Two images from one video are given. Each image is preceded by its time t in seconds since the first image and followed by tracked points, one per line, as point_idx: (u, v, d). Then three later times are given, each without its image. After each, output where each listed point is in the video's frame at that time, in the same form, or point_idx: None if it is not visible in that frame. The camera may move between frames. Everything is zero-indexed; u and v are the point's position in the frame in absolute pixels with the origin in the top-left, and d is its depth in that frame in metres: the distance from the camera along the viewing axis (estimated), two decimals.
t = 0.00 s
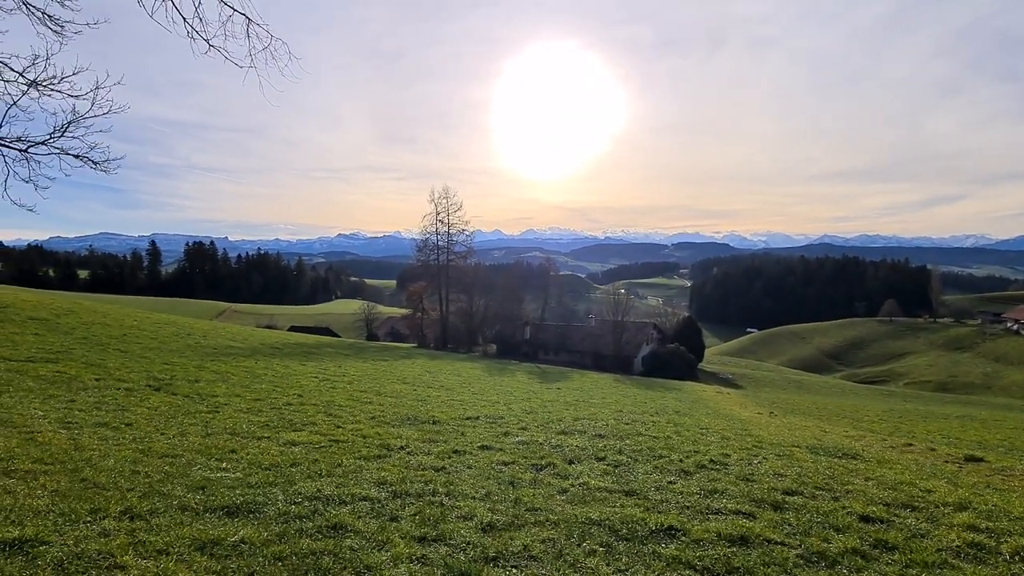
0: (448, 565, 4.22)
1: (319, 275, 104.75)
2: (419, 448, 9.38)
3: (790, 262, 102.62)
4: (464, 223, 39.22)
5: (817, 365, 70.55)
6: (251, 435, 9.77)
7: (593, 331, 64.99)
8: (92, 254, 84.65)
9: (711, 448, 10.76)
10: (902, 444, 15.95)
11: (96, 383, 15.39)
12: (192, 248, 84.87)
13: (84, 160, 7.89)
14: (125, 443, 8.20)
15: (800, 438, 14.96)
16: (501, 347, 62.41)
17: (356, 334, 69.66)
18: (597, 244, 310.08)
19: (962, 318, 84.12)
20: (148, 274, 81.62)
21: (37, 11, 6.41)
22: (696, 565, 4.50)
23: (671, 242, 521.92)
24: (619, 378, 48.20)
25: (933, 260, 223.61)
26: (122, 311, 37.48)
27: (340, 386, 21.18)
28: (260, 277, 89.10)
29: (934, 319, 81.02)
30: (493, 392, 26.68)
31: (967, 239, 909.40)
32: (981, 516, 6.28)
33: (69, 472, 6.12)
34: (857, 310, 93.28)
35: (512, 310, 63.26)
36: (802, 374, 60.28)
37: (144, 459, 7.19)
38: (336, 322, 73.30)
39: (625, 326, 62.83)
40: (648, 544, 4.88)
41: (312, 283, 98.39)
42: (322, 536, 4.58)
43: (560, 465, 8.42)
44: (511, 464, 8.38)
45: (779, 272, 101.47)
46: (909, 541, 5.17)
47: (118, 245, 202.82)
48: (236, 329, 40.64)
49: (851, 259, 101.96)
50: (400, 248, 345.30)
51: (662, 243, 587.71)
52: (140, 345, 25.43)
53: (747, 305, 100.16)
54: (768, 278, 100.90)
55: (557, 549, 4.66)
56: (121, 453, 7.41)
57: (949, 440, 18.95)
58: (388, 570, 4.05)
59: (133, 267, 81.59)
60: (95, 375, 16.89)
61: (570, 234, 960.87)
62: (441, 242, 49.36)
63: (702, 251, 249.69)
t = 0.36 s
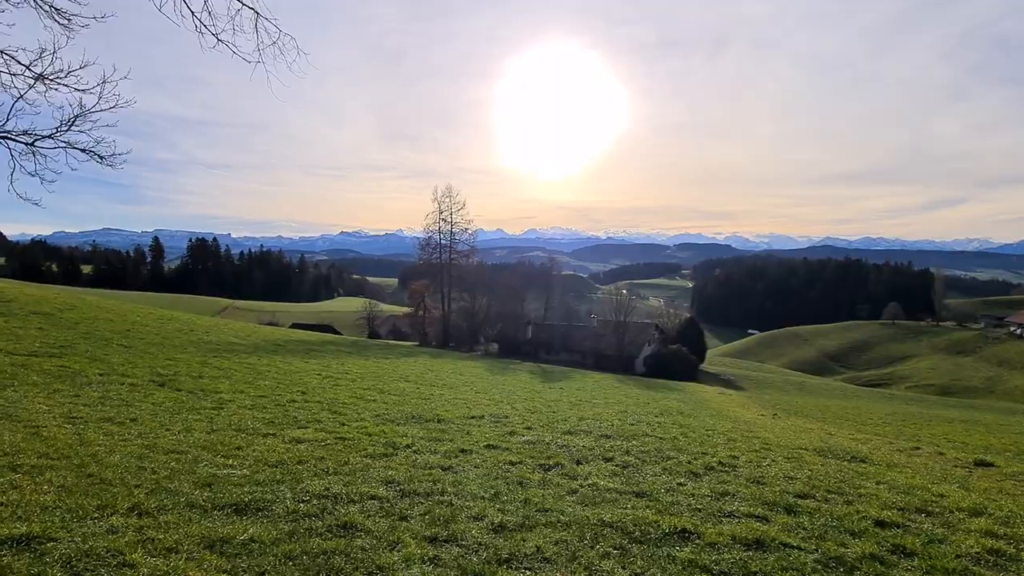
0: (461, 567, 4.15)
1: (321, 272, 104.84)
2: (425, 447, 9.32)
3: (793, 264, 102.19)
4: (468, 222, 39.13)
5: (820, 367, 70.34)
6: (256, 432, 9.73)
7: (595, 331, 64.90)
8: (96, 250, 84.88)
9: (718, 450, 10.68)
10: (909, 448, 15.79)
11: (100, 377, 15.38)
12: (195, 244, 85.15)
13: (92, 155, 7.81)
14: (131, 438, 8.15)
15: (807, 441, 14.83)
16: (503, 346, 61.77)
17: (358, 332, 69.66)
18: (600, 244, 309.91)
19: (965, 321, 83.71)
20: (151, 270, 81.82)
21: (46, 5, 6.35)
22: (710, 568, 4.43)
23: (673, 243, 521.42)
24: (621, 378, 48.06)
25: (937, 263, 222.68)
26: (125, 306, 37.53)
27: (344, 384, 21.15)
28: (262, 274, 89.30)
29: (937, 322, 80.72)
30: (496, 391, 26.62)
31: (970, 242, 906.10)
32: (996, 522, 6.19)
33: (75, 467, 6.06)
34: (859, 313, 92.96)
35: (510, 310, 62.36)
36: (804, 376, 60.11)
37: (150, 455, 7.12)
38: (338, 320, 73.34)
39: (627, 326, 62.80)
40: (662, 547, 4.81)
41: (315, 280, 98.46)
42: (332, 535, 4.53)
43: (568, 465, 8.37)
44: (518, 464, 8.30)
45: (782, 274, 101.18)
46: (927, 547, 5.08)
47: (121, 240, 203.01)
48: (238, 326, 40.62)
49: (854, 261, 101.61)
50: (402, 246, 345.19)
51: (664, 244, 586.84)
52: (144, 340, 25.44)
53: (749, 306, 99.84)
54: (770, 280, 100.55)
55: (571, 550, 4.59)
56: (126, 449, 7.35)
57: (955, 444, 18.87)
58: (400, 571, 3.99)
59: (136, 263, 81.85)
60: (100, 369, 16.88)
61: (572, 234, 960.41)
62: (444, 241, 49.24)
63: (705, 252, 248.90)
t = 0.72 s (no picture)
0: None
1: (327, 270, 105.10)
2: (438, 448, 9.20)
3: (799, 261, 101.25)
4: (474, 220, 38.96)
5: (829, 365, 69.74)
6: (268, 432, 9.65)
7: (601, 329, 64.75)
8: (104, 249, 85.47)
9: (734, 452, 10.51)
10: (924, 449, 15.52)
11: (110, 376, 15.39)
12: (202, 243, 85.68)
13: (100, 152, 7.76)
14: (143, 439, 8.09)
15: (821, 442, 14.63)
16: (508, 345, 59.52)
17: (364, 330, 69.75)
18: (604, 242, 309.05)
19: (975, 319, 82.73)
20: (159, 269, 82.34)
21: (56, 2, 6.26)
22: None
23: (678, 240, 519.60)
24: (627, 377, 47.84)
25: (946, 261, 220.33)
26: (134, 305, 37.70)
27: (352, 383, 21.10)
28: (269, 272, 89.71)
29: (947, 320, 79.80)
30: (504, 390, 26.52)
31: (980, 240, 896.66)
32: None
33: (89, 470, 5.97)
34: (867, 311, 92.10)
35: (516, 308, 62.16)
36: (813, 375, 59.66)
37: (163, 456, 7.04)
38: (344, 318, 73.46)
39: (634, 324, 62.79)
40: (691, 555, 4.66)
41: (321, 279, 98.82)
42: (351, 542, 4.42)
43: (584, 467, 8.21)
44: (534, 466, 8.18)
45: (788, 272, 100.41)
46: (965, 556, 4.91)
47: (130, 239, 204.32)
48: (245, 324, 40.69)
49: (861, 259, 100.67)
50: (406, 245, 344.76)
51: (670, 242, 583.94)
52: (153, 339, 25.51)
53: (756, 305, 99.11)
54: (776, 278, 99.74)
55: (597, 559, 4.45)
56: (139, 450, 7.27)
57: (970, 444, 18.57)
58: None
59: (143, 262, 82.36)
60: (110, 368, 16.90)
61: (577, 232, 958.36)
62: (450, 239, 49.13)
63: (710, 250, 247.53)
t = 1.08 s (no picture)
0: None
1: (353, 268, 106.78)
2: (470, 446, 9.16)
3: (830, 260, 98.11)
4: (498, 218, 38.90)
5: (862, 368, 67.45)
6: (302, 428, 9.79)
7: (626, 328, 64.06)
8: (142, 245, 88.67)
9: (772, 457, 10.18)
10: (969, 457, 14.80)
11: (151, 369, 15.88)
12: (233, 240, 88.23)
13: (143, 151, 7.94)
14: (185, 431, 8.29)
15: (860, 448, 14.09)
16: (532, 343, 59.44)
17: (389, 327, 70.61)
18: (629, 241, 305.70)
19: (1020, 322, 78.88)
20: (193, 265, 85.03)
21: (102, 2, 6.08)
22: None
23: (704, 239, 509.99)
24: (652, 377, 47.24)
25: (988, 261, 210.69)
26: (170, 300, 38.94)
27: (380, 379, 21.32)
28: (297, 269, 91.71)
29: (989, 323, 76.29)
30: (529, 388, 26.43)
31: None
32: None
33: (135, 462, 6.10)
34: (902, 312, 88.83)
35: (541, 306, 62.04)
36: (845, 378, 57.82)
37: (204, 450, 7.18)
38: (369, 315, 74.48)
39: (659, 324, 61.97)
40: (741, 568, 4.47)
41: (347, 276, 100.49)
42: (392, 541, 4.39)
43: (619, 469, 8.05)
44: (568, 467, 8.05)
45: (818, 272, 97.50)
46: None
47: (165, 236, 211.59)
48: (275, 320, 41.61)
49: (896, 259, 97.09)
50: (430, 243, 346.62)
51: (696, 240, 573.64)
52: (189, 333, 26.29)
53: (784, 305, 96.64)
54: (806, 278, 96.94)
55: (643, 569, 4.32)
56: (181, 442, 7.43)
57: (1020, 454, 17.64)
58: None
59: (179, 258, 85.10)
60: (150, 362, 17.45)
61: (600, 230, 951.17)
62: (474, 237, 49.39)
63: (737, 248, 242.67)
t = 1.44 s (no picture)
0: None
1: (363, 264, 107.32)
2: (488, 444, 9.11)
3: (842, 260, 96.83)
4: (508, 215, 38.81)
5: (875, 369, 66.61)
6: (320, 422, 9.81)
7: (635, 326, 63.67)
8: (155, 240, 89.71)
9: (793, 458, 10.02)
10: (991, 461, 14.54)
11: (168, 363, 16.02)
12: (245, 236, 89.13)
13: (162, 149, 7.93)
14: (206, 424, 8.35)
15: (879, 450, 13.90)
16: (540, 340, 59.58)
17: (398, 323, 70.87)
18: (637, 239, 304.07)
19: None
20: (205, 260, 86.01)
21: None
22: None
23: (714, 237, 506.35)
24: (662, 376, 47.02)
25: (1004, 262, 207.15)
26: (184, 294, 39.30)
27: (393, 375, 21.36)
28: (307, 265, 92.40)
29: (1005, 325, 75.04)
30: (539, 386, 26.36)
31: None
32: None
33: (159, 455, 6.12)
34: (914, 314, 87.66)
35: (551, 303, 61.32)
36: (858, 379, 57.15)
37: (226, 443, 7.19)
38: (379, 311, 74.75)
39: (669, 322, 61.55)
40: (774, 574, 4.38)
41: (356, 271, 101.02)
42: (421, 539, 4.35)
43: (639, 469, 7.96)
44: (588, 466, 7.98)
45: (830, 272, 96.37)
46: None
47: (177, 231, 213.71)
48: (287, 315, 41.91)
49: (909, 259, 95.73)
50: (438, 239, 346.67)
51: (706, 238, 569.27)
52: (203, 327, 26.51)
53: (795, 305, 95.68)
54: (817, 278, 95.76)
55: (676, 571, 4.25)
56: (203, 436, 7.45)
57: None
58: None
59: (191, 253, 86.08)
60: (167, 355, 17.61)
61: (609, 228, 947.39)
62: (484, 234, 49.36)
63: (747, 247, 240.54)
